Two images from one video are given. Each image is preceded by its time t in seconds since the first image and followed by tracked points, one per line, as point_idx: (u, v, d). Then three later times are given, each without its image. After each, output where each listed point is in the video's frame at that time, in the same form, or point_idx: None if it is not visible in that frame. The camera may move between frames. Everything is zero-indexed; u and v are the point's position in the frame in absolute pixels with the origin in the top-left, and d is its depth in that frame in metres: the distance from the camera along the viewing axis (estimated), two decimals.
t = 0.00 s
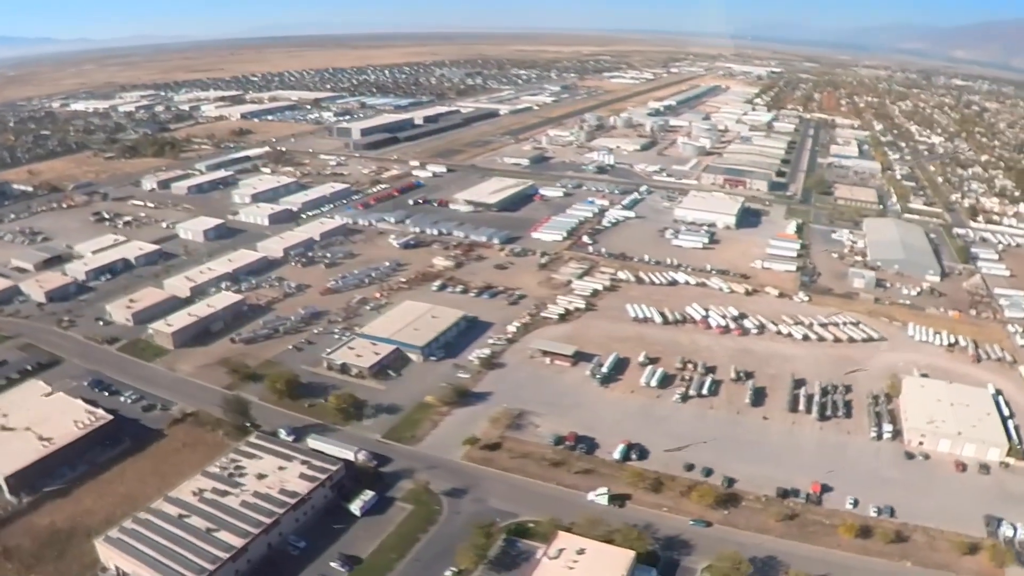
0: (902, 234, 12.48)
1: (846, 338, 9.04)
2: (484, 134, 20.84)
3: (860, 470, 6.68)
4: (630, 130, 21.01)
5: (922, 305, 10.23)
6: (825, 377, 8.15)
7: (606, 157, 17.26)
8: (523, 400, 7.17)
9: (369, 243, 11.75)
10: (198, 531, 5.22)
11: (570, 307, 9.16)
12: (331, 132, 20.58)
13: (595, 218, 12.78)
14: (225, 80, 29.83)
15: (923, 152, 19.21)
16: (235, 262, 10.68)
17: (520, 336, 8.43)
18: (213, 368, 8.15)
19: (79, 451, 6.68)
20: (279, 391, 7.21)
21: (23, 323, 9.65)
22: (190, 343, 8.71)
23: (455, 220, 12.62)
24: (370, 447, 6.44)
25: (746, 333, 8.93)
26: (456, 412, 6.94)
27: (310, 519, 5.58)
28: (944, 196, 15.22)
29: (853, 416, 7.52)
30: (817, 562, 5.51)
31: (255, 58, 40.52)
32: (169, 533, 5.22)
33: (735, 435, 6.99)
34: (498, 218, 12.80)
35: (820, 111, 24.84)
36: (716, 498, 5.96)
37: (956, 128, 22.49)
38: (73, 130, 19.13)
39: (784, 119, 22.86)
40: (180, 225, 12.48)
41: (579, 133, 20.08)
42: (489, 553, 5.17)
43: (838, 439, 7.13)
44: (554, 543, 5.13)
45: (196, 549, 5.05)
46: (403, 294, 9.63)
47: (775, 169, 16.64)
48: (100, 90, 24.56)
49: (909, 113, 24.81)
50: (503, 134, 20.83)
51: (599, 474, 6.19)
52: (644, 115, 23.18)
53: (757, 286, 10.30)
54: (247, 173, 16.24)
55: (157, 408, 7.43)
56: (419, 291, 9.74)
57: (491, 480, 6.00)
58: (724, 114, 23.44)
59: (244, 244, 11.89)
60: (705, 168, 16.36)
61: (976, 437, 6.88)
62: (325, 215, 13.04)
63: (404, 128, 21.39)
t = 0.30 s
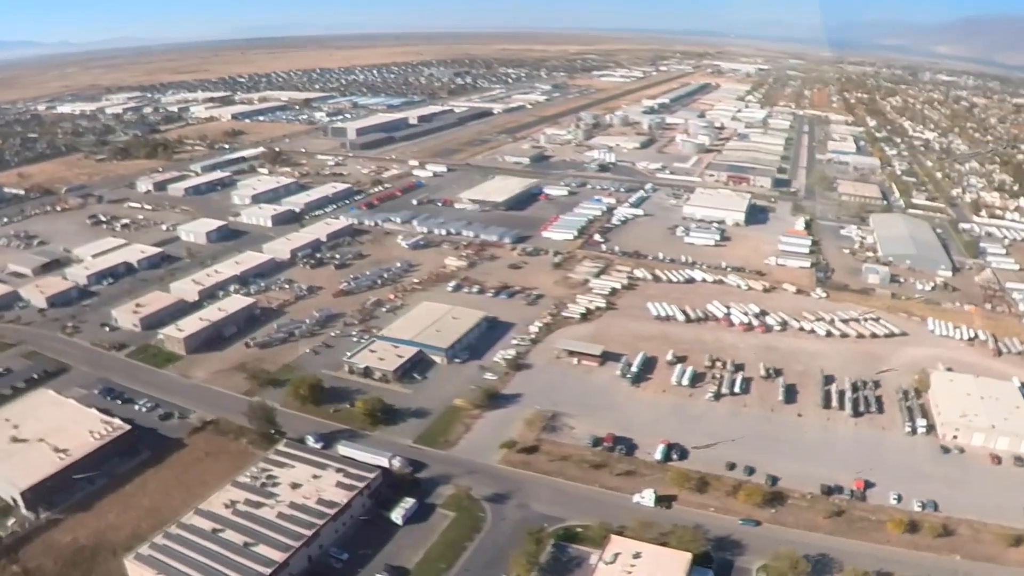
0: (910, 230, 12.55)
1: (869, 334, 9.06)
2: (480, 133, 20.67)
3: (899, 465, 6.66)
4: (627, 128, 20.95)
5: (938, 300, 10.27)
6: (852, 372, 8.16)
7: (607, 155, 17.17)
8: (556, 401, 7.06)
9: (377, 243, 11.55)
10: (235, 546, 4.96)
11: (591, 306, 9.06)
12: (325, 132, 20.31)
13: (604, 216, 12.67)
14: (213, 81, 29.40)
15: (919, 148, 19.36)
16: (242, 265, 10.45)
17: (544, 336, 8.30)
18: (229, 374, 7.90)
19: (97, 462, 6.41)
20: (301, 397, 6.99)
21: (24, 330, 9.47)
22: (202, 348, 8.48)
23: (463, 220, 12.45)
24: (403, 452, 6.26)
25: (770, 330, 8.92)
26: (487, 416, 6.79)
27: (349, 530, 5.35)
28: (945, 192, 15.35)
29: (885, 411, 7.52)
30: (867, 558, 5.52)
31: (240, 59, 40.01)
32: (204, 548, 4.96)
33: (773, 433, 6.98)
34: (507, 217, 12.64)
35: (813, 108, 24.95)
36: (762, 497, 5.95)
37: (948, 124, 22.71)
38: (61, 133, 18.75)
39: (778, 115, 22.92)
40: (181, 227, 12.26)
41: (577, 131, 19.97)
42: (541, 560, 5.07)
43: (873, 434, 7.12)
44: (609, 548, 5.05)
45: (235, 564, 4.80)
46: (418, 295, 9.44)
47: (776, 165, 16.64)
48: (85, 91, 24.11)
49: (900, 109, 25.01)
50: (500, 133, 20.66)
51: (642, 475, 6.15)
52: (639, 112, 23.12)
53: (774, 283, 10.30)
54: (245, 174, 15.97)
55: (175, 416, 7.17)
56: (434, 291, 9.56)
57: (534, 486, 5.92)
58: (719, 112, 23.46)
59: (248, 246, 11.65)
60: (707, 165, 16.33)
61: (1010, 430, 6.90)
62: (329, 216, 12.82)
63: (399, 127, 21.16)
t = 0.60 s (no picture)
0: (919, 226, 12.58)
1: (893, 329, 9.05)
2: (479, 132, 20.49)
3: (939, 461, 6.60)
4: (626, 126, 20.86)
5: (955, 295, 10.28)
6: (880, 369, 8.15)
7: (610, 153, 17.08)
8: (591, 403, 6.97)
9: (387, 243, 11.34)
10: (277, 562, 4.71)
11: (614, 305, 8.96)
12: (322, 132, 20.04)
13: (615, 214, 12.56)
14: (201, 82, 28.95)
15: (917, 144, 19.47)
16: (252, 267, 10.21)
17: (570, 335, 8.19)
18: (247, 380, 7.64)
19: (118, 475, 6.13)
20: (326, 403, 6.77)
21: (27, 336, 9.25)
22: (217, 353, 8.22)
23: (473, 219, 12.27)
24: (440, 458, 6.10)
25: (795, 327, 8.92)
26: (522, 419, 6.65)
27: (393, 542, 5.14)
28: (948, 188, 15.44)
29: (919, 407, 7.48)
30: (919, 554, 5.50)
31: (227, 60, 39.50)
32: (244, 565, 4.70)
33: (812, 431, 6.97)
34: (516, 216, 12.48)
35: (808, 104, 25.02)
36: (812, 495, 5.93)
37: (942, 120, 22.86)
38: (51, 135, 18.38)
39: (775, 112, 22.93)
40: (184, 229, 12.04)
41: (577, 129, 19.85)
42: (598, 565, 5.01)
43: (909, 430, 7.09)
44: (667, 552, 5.03)
45: None
46: (436, 296, 9.27)
47: (779, 162, 16.63)
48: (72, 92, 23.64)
49: (894, 105, 25.14)
50: (499, 131, 20.49)
51: (687, 476, 6.11)
52: (637, 110, 23.04)
53: (792, 280, 10.28)
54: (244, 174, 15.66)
55: (196, 425, 6.91)
56: (452, 292, 9.37)
57: (580, 489, 5.84)
58: (715, 109, 23.45)
59: (255, 248, 11.41)
60: (711, 162, 16.26)
61: None
62: (336, 216, 12.60)
63: (396, 126, 20.91)
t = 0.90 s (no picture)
0: (932, 222, 12.56)
1: (919, 326, 8.99)
2: (479, 131, 20.27)
3: (982, 457, 6.52)
4: (627, 124, 20.74)
5: (975, 290, 10.24)
6: (912, 366, 8.08)
7: (614, 152, 16.96)
8: (629, 405, 6.88)
9: (400, 244, 11.12)
10: None
11: (639, 305, 8.85)
12: (320, 132, 19.76)
13: (628, 212, 12.43)
14: (192, 83, 28.50)
15: (918, 140, 19.49)
16: (264, 270, 9.95)
17: (599, 336, 8.08)
18: (268, 386, 7.37)
19: (142, 489, 5.80)
20: (353, 410, 6.52)
21: (32, 344, 8.98)
22: (234, 359, 7.95)
23: (485, 218, 12.09)
24: (481, 464, 5.94)
25: (823, 325, 8.89)
26: (561, 423, 6.50)
27: (442, 554, 4.93)
28: (955, 183, 15.44)
29: (955, 403, 7.41)
30: (975, 551, 5.42)
31: (216, 62, 39.01)
32: None
33: (852, 430, 6.91)
34: (528, 215, 12.30)
35: (805, 101, 25.02)
36: (863, 495, 5.89)
37: (939, 116, 22.94)
38: (42, 138, 18.00)
39: (774, 110, 22.89)
40: (190, 231, 11.80)
41: (578, 128, 19.70)
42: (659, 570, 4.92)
43: (947, 426, 7.01)
44: (729, 556, 4.98)
45: None
46: (457, 296, 9.08)
47: (785, 158, 16.57)
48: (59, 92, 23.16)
49: (890, 102, 25.20)
50: (500, 130, 20.30)
51: (736, 478, 6.04)
52: (636, 108, 22.94)
53: (813, 277, 10.22)
54: (244, 178, 15.44)
55: (220, 434, 6.60)
56: (472, 293, 9.17)
57: (631, 493, 5.76)
58: (714, 106, 23.40)
59: (263, 250, 11.16)
60: (717, 160, 16.18)
61: None
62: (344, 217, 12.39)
63: (395, 126, 20.65)
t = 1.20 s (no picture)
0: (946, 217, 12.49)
1: (948, 322, 8.90)
2: (480, 130, 20.05)
3: None
4: (629, 122, 20.60)
5: (997, 285, 10.17)
6: (946, 362, 7.97)
7: (620, 150, 16.81)
8: (668, 407, 6.76)
9: (414, 244, 10.89)
10: None
11: (667, 304, 8.72)
12: (319, 132, 19.47)
13: (642, 211, 12.28)
14: (184, 85, 28.05)
15: (920, 136, 19.49)
16: (277, 273, 9.68)
17: (630, 337, 7.94)
18: (292, 393, 7.08)
19: (170, 504, 5.44)
20: (385, 415, 6.28)
21: (38, 351, 8.67)
22: (254, 366, 7.67)
23: (498, 216, 11.87)
24: (525, 471, 5.78)
25: (853, 322, 8.81)
26: (603, 428, 6.36)
27: (495, 567, 4.71)
28: (962, 179, 15.40)
29: (993, 399, 7.29)
30: None
31: (206, 64, 38.49)
32: None
33: (895, 428, 6.79)
34: (542, 214, 12.10)
35: (803, 98, 24.99)
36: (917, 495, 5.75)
37: (937, 111, 23.00)
38: (35, 140, 17.60)
39: (774, 107, 22.83)
40: (196, 233, 11.54)
41: (581, 126, 19.53)
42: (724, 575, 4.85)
43: (989, 423, 6.88)
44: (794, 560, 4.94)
45: None
46: (479, 297, 8.87)
47: (792, 155, 16.48)
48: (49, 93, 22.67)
49: (887, 98, 25.25)
50: (502, 129, 20.09)
51: (787, 480, 5.96)
52: (636, 106, 22.80)
53: (836, 275, 10.12)
54: (247, 179, 15.16)
55: (246, 444, 6.28)
56: (494, 294, 8.96)
57: (683, 498, 5.65)
58: (714, 104, 23.32)
59: (273, 252, 10.88)
60: (725, 158, 16.07)
61: None
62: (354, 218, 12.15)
63: (395, 126, 20.39)
